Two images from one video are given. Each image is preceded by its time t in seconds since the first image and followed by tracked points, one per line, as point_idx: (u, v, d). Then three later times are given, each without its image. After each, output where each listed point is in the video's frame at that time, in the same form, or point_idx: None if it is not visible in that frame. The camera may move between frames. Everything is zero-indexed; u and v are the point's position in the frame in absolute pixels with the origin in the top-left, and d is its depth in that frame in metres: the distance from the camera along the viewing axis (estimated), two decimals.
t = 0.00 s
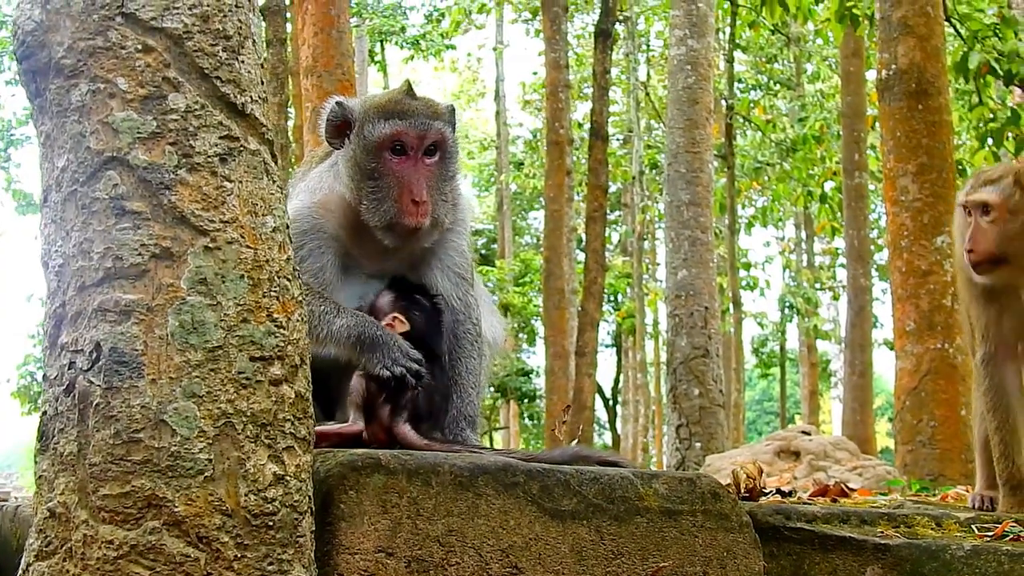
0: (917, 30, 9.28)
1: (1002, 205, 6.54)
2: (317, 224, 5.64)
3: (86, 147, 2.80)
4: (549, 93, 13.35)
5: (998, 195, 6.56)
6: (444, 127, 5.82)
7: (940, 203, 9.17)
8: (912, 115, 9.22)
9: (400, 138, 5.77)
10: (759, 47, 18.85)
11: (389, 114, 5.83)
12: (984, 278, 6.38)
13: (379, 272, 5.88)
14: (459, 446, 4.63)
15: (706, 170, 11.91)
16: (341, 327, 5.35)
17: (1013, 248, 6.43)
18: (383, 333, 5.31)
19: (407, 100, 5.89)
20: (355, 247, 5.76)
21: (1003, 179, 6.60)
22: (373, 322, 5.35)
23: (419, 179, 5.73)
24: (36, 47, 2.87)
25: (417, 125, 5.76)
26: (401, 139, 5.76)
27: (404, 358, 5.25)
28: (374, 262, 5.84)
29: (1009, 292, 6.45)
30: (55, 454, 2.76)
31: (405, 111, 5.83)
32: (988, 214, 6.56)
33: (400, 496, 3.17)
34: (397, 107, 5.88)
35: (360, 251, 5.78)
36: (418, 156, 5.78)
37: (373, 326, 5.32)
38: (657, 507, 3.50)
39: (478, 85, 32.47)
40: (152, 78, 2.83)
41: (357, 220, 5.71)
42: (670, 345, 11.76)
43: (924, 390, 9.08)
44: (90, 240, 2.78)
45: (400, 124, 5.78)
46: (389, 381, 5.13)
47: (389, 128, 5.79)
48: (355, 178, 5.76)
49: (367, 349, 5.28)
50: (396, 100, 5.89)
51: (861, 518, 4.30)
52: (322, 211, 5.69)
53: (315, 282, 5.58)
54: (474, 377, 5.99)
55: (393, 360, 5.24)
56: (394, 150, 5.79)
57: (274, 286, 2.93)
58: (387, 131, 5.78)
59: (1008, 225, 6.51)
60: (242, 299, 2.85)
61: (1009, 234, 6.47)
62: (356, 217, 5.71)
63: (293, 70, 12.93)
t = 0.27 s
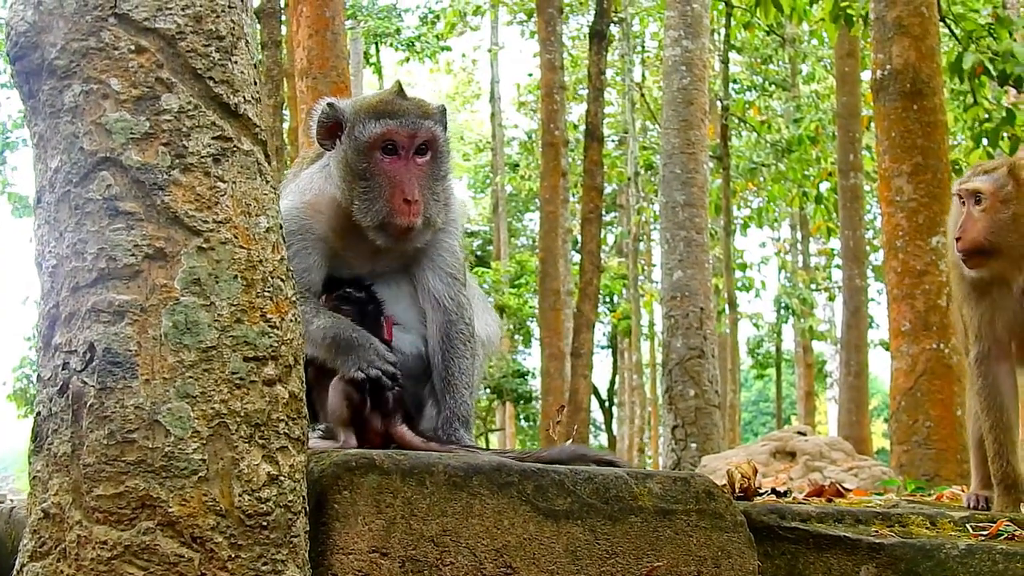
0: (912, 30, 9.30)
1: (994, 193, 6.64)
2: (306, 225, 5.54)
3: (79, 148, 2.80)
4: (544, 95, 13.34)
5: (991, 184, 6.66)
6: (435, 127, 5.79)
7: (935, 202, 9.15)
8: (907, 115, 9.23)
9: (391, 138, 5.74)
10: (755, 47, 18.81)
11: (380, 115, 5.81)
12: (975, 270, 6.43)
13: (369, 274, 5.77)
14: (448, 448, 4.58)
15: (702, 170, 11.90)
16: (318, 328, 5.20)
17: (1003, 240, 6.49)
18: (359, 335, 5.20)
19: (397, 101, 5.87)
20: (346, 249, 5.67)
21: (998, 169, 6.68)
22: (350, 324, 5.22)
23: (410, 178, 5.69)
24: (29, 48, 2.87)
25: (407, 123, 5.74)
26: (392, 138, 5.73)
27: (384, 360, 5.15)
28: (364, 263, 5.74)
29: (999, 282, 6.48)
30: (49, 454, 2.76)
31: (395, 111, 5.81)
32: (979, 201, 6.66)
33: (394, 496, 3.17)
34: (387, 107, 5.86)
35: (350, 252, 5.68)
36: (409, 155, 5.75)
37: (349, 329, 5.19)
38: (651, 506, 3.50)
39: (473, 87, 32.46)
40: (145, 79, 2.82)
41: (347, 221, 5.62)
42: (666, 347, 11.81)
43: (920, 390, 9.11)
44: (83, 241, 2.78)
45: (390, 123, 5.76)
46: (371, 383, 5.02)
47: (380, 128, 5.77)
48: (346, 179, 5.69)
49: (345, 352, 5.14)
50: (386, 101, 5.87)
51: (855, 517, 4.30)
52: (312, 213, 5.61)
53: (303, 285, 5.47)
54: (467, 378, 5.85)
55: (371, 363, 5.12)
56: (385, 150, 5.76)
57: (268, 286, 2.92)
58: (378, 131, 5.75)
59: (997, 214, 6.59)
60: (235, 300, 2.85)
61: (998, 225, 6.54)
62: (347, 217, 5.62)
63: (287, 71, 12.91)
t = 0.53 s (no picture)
0: (909, 32, 9.29)
1: (988, 193, 6.62)
2: (298, 229, 5.49)
3: (75, 149, 2.79)
4: (540, 97, 13.47)
5: (985, 183, 6.65)
6: (424, 126, 5.68)
7: (932, 205, 9.14)
8: (904, 117, 9.22)
9: (378, 138, 5.63)
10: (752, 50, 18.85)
11: (368, 115, 5.71)
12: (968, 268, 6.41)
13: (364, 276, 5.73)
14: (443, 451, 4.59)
15: (699, 173, 11.89)
16: (316, 332, 5.19)
17: (996, 239, 6.46)
18: (358, 339, 5.23)
19: (386, 101, 5.77)
20: (338, 250, 5.62)
21: (994, 170, 6.67)
22: (349, 328, 5.25)
23: (399, 178, 5.59)
24: (25, 50, 2.87)
25: (395, 124, 5.63)
26: (380, 139, 5.63)
27: (383, 364, 5.21)
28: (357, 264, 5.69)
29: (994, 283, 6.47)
30: (45, 456, 2.76)
31: (383, 112, 5.71)
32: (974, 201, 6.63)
33: (389, 498, 3.18)
34: (376, 108, 5.76)
35: (343, 254, 5.64)
36: (398, 155, 5.64)
37: (349, 332, 5.22)
38: (647, 508, 3.48)
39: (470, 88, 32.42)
40: (141, 80, 2.82)
41: (338, 222, 5.56)
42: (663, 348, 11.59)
43: (917, 392, 9.12)
44: (79, 242, 2.78)
45: (379, 124, 5.65)
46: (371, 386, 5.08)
47: (368, 127, 5.65)
48: (335, 180, 5.61)
49: (344, 355, 5.18)
50: (375, 101, 5.77)
51: (850, 520, 4.30)
52: (304, 215, 5.55)
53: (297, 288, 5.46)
54: (462, 379, 5.75)
55: (371, 366, 5.17)
56: (373, 150, 5.65)
57: (264, 288, 2.91)
58: (366, 131, 5.64)
59: (991, 214, 6.55)
60: (231, 301, 2.85)
61: (992, 225, 6.50)
62: (338, 219, 5.56)
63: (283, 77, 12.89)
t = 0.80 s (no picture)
0: (947, 15, 9.13)
1: None
2: (285, 226, 5.29)
3: (39, 140, 2.48)
4: (547, 83, 13.02)
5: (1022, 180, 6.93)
6: (414, 115, 5.56)
7: (973, 203, 8.95)
8: (943, 108, 9.05)
9: (366, 128, 5.51)
10: (777, 34, 18.15)
11: (356, 103, 5.60)
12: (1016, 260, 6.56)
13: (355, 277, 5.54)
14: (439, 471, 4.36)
15: (720, 166, 11.32)
16: (304, 339, 4.98)
17: None
18: (349, 347, 4.99)
19: (375, 87, 5.64)
20: (326, 251, 5.43)
21: None
22: (340, 335, 5.03)
23: (389, 169, 5.45)
24: None
25: (384, 113, 5.51)
26: (368, 127, 5.50)
27: (377, 374, 4.95)
28: (348, 267, 5.50)
29: None
30: None
31: (372, 100, 5.59)
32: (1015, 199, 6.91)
33: (380, 524, 2.93)
34: (365, 95, 5.63)
35: (332, 255, 5.45)
36: (388, 144, 5.51)
37: (340, 340, 4.99)
38: (663, 536, 3.26)
39: (471, 75, 31.56)
40: (112, 66, 2.56)
41: (325, 219, 5.40)
42: (680, 358, 11.23)
43: (959, 409, 8.82)
44: (43, 241, 2.46)
45: (367, 112, 5.53)
46: (364, 397, 4.83)
47: (356, 116, 5.54)
48: (322, 172, 5.47)
49: (335, 365, 4.92)
50: (364, 89, 5.65)
51: (886, 549, 4.02)
52: (291, 210, 5.36)
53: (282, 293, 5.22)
54: (460, 394, 5.62)
55: (364, 377, 4.92)
56: (361, 140, 5.53)
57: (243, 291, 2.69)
58: (353, 119, 5.53)
59: None
60: (208, 305, 2.61)
61: None
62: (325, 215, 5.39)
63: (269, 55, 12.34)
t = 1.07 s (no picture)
0: None
1: None
2: (258, 223, 5.07)
3: None
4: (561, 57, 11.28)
5: None
6: (404, 95, 5.11)
7: None
8: None
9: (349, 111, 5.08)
10: None
11: (338, 80, 5.15)
12: None
13: (340, 281, 5.31)
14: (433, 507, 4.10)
15: (761, 155, 10.04)
16: (281, 355, 4.84)
17: None
18: (333, 365, 4.79)
19: (360, 62, 5.17)
20: (307, 253, 5.18)
21: None
22: (324, 353, 4.83)
23: (375, 157, 5.08)
24: None
25: (372, 96, 5.04)
26: (351, 109, 5.06)
27: (366, 396, 4.71)
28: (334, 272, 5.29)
29: None
30: None
31: (356, 77, 5.13)
32: None
33: (367, 567, 2.81)
34: (347, 70, 5.17)
35: (314, 257, 5.21)
36: (374, 129, 5.08)
37: (322, 358, 4.80)
38: None
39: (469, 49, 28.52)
40: (57, 39, 2.17)
41: (306, 215, 5.12)
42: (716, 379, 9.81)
43: None
44: None
45: (350, 93, 5.08)
46: (349, 422, 4.54)
47: (337, 97, 5.10)
48: (303, 162, 5.15)
49: (315, 385, 4.73)
50: (347, 63, 5.18)
51: None
52: (266, 207, 5.12)
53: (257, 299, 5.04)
54: (459, 418, 5.40)
55: (350, 400, 4.66)
56: (344, 124, 5.12)
57: (208, 300, 2.33)
58: (335, 100, 5.10)
59: None
60: (168, 316, 2.26)
61: None
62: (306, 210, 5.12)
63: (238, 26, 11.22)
